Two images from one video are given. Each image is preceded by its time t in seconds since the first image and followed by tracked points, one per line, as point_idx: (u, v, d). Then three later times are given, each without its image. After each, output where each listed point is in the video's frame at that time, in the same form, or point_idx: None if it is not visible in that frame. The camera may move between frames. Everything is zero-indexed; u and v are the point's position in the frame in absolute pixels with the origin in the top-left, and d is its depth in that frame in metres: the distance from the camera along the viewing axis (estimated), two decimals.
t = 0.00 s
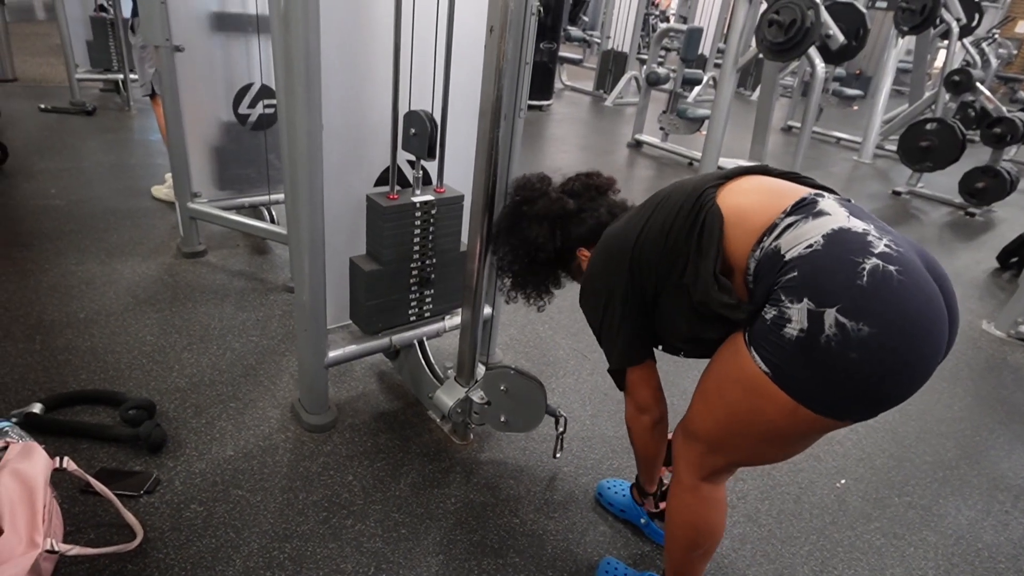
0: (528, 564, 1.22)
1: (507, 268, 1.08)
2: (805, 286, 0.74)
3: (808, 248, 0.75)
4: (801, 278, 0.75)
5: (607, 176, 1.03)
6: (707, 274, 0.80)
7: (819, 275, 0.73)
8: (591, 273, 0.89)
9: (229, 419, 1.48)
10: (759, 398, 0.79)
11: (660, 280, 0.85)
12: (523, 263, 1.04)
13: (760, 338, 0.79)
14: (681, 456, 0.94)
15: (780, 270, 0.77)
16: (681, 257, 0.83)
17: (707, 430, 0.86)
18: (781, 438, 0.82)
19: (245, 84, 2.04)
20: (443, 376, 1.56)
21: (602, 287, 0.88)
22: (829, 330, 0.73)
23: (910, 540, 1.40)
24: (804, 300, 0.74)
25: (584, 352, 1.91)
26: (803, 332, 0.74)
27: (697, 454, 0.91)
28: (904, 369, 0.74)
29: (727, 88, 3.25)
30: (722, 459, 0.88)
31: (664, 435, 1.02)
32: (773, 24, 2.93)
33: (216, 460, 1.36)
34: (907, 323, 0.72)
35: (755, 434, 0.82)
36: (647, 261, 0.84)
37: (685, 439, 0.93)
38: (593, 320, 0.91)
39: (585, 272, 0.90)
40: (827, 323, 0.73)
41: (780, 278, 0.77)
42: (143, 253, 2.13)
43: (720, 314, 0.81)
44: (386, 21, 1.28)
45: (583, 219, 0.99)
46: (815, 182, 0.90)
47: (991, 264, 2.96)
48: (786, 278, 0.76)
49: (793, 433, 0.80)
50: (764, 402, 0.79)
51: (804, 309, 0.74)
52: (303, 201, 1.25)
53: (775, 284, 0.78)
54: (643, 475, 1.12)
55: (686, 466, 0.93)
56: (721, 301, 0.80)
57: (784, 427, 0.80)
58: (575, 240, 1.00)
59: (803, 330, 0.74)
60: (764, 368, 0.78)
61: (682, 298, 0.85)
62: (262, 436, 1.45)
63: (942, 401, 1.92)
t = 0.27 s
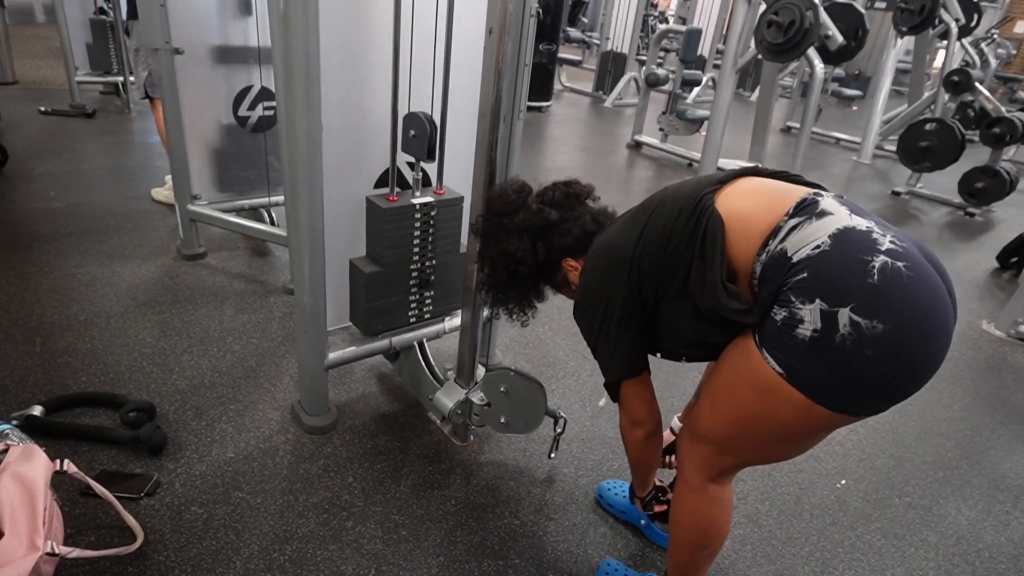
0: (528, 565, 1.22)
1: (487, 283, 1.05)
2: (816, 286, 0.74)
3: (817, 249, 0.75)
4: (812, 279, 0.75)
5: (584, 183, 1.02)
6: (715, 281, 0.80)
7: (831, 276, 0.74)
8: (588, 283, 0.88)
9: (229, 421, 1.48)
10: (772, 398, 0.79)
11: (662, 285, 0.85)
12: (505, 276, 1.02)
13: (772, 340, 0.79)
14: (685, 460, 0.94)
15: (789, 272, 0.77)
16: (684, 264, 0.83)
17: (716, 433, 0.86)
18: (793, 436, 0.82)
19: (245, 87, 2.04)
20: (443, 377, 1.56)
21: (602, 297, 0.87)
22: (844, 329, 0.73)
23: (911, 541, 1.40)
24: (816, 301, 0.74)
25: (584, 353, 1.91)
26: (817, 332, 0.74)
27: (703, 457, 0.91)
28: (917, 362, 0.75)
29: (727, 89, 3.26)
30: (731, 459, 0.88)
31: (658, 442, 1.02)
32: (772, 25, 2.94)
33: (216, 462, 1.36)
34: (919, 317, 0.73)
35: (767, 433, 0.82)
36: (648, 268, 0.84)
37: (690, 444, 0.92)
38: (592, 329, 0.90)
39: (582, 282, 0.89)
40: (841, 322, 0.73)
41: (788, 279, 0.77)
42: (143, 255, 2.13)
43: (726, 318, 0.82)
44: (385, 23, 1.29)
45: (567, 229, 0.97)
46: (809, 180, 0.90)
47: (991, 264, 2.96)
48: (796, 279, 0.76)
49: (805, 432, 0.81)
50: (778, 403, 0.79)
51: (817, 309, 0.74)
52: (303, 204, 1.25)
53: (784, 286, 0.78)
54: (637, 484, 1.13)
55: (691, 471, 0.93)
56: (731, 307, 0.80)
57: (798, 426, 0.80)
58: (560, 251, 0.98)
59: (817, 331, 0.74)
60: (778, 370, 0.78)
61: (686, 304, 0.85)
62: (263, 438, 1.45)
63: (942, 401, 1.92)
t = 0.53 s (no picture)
0: (528, 566, 1.22)
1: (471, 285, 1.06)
2: (818, 286, 0.74)
3: (816, 249, 0.76)
4: (813, 279, 0.75)
5: (572, 186, 1.01)
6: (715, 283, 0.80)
7: (832, 275, 0.74)
8: (583, 288, 0.87)
9: (228, 422, 1.48)
10: (775, 397, 0.79)
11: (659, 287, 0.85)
12: (490, 278, 1.03)
13: (774, 341, 0.78)
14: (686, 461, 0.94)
15: (790, 272, 0.77)
16: (683, 268, 0.83)
17: (718, 432, 0.86)
18: (795, 436, 0.82)
19: (243, 87, 2.05)
20: (442, 378, 1.56)
21: (598, 302, 0.86)
22: (846, 328, 0.73)
23: (910, 541, 1.40)
24: (818, 301, 0.74)
25: (583, 354, 1.91)
26: (820, 332, 0.74)
27: (705, 457, 0.91)
28: (919, 359, 0.75)
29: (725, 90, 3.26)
30: (732, 459, 0.88)
31: (660, 443, 1.02)
32: (770, 26, 2.94)
33: (215, 463, 1.36)
34: (920, 314, 0.73)
35: (769, 433, 0.82)
36: (646, 272, 0.84)
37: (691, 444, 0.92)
38: (589, 334, 0.90)
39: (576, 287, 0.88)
40: (844, 321, 0.73)
41: (789, 280, 0.77)
42: (142, 256, 2.13)
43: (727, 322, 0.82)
44: (384, 23, 1.29)
45: (555, 233, 0.96)
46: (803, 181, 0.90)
47: (989, 264, 2.96)
48: (797, 280, 0.76)
49: (808, 431, 0.81)
50: (781, 403, 0.79)
51: (819, 310, 0.74)
52: (302, 204, 1.25)
53: (784, 288, 0.78)
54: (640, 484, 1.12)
55: (693, 471, 0.93)
56: (733, 310, 0.80)
57: (800, 425, 0.80)
58: (548, 255, 0.97)
59: (819, 330, 0.74)
60: (781, 370, 0.78)
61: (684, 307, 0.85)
62: (262, 439, 1.44)
63: (941, 401, 1.92)
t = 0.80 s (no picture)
0: (527, 565, 1.22)
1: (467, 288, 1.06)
2: (813, 286, 0.75)
3: (811, 249, 0.76)
4: (808, 279, 0.75)
5: (569, 188, 1.01)
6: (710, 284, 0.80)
7: (828, 275, 0.74)
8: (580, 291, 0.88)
9: (227, 422, 1.48)
10: (772, 397, 0.79)
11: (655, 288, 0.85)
12: (487, 280, 1.03)
13: (770, 340, 0.79)
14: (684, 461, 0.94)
15: (785, 272, 0.78)
16: (678, 269, 0.83)
17: (716, 432, 0.86)
18: (793, 436, 0.82)
19: (242, 87, 2.03)
20: (441, 378, 1.56)
21: (594, 303, 0.86)
22: (842, 328, 0.73)
23: (909, 540, 1.40)
24: (813, 301, 0.75)
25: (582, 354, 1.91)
26: (816, 331, 0.74)
27: (703, 458, 0.91)
28: (916, 357, 0.75)
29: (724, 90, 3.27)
30: (730, 459, 0.88)
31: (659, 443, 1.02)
32: (769, 26, 2.94)
33: (214, 463, 1.36)
34: (915, 313, 0.73)
35: (767, 433, 0.82)
36: (641, 274, 0.84)
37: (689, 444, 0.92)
38: (585, 336, 0.90)
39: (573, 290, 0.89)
40: (839, 321, 0.73)
41: (785, 280, 0.78)
42: (141, 256, 2.13)
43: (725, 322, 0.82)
44: (383, 23, 1.29)
45: (551, 235, 0.96)
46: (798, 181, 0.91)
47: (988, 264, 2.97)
48: (792, 280, 0.77)
49: (805, 431, 0.81)
50: (777, 402, 0.79)
51: (815, 309, 0.74)
52: (302, 205, 1.25)
53: (779, 288, 0.78)
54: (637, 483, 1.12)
55: (691, 471, 0.93)
56: (729, 311, 0.80)
57: (797, 425, 0.80)
58: (545, 258, 0.97)
59: (815, 330, 0.74)
60: (778, 370, 0.78)
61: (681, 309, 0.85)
62: (261, 439, 1.44)
63: (940, 401, 1.92)
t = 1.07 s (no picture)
0: (527, 564, 1.22)
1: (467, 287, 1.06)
2: (806, 286, 0.75)
3: (805, 249, 0.76)
4: (801, 279, 0.75)
5: (570, 189, 1.01)
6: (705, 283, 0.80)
7: (820, 274, 0.74)
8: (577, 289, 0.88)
9: (227, 422, 1.48)
10: (765, 394, 0.80)
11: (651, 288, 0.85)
12: (488, 280, 1.03)
13: (763, 339, 0.79)
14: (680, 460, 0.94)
15: (779, 272, 0.78)
16: (673, 268, 0.84)
17: (710, 431, 0.87)
18: (787, 434, 0.82)
19: (241, 87, 2.03)
20: (441, 377, 1.56)
21: (591, 303, 0.86)
22: (834, 327, 0.74)
23: (907, 539, 1.40)
24: (806, 300, 0.75)
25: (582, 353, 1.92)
26: (808, 330, 0.75)
27: (698, 457, 0.91)
28: (908, 357, 0.75)
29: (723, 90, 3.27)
30: (725, 458, 0.88)
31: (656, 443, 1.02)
32: (767, 26, 2.95)
33: (214, 463, 1.36)
34: (908, 313, 0.74)
35: (760, 431, 0.82)
36: (637, 274, 0.84)
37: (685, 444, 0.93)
38: (584, 336, 0.90)
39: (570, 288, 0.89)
40: (831, 321, 0.74)
41: (778, 279, 0.78)
42: (141, 256, 2.13)
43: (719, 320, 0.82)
44: (383, 23, 1.29)
45: (551, 235, 0.96)
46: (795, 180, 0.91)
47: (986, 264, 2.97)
48: (785, 279, 0.77)
49: (798, 429, 0.81)
50: (771, 401, 0.79)
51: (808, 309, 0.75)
52: (302, 204, 1.26)
53: (773, 287, 0.79)
54: (626, 480, 1.11)
55: (687, 470, 0.93)
56: (723, 310, 0.80)
57: (790, 423, 0.80)
58: (545, 257, 0.97)
59: (807, 330, 0.75)
60: (771, 369, 0.79)
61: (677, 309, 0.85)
62: (261, 439, 1.45)
63: (939, 400, 1.93)
